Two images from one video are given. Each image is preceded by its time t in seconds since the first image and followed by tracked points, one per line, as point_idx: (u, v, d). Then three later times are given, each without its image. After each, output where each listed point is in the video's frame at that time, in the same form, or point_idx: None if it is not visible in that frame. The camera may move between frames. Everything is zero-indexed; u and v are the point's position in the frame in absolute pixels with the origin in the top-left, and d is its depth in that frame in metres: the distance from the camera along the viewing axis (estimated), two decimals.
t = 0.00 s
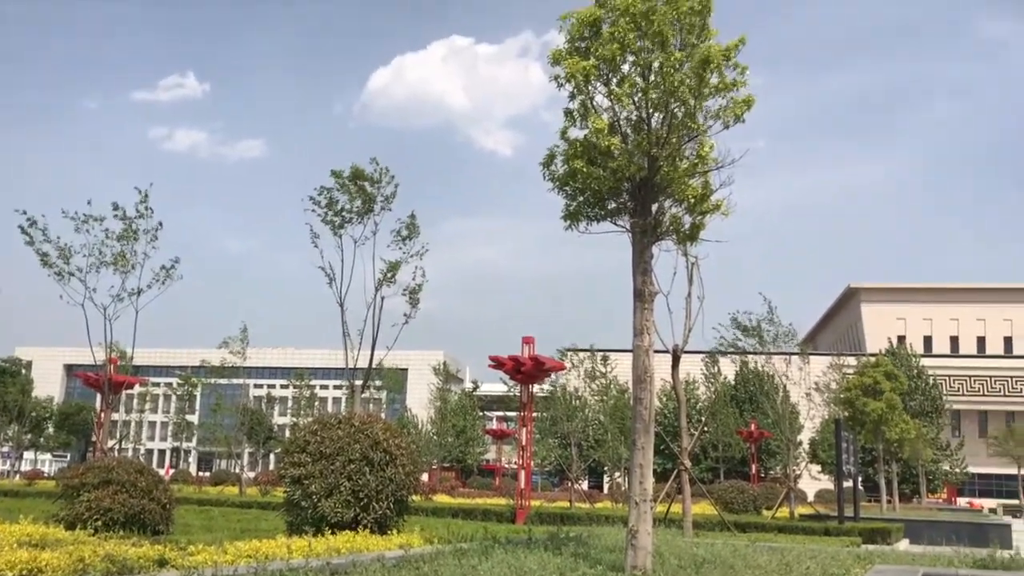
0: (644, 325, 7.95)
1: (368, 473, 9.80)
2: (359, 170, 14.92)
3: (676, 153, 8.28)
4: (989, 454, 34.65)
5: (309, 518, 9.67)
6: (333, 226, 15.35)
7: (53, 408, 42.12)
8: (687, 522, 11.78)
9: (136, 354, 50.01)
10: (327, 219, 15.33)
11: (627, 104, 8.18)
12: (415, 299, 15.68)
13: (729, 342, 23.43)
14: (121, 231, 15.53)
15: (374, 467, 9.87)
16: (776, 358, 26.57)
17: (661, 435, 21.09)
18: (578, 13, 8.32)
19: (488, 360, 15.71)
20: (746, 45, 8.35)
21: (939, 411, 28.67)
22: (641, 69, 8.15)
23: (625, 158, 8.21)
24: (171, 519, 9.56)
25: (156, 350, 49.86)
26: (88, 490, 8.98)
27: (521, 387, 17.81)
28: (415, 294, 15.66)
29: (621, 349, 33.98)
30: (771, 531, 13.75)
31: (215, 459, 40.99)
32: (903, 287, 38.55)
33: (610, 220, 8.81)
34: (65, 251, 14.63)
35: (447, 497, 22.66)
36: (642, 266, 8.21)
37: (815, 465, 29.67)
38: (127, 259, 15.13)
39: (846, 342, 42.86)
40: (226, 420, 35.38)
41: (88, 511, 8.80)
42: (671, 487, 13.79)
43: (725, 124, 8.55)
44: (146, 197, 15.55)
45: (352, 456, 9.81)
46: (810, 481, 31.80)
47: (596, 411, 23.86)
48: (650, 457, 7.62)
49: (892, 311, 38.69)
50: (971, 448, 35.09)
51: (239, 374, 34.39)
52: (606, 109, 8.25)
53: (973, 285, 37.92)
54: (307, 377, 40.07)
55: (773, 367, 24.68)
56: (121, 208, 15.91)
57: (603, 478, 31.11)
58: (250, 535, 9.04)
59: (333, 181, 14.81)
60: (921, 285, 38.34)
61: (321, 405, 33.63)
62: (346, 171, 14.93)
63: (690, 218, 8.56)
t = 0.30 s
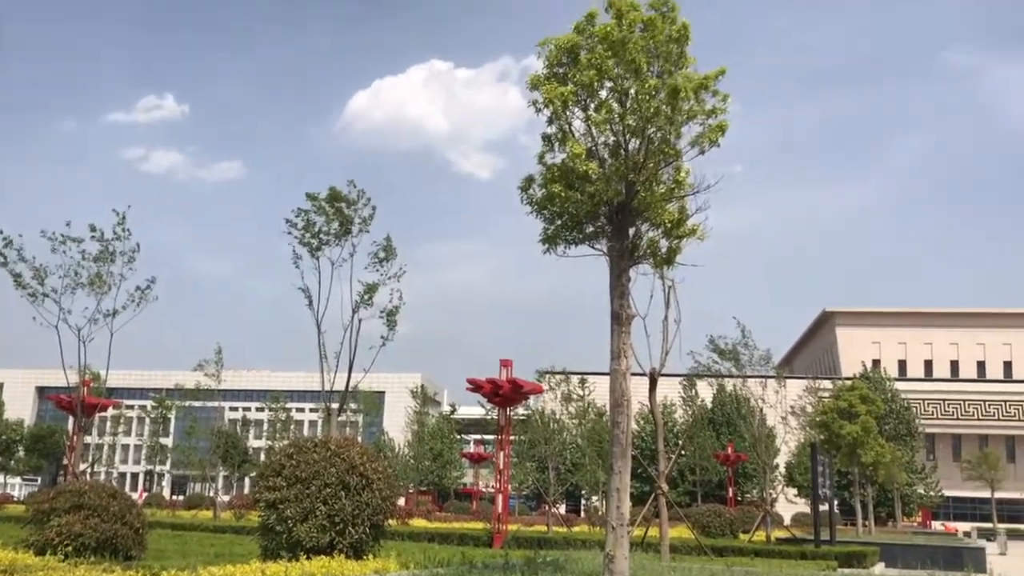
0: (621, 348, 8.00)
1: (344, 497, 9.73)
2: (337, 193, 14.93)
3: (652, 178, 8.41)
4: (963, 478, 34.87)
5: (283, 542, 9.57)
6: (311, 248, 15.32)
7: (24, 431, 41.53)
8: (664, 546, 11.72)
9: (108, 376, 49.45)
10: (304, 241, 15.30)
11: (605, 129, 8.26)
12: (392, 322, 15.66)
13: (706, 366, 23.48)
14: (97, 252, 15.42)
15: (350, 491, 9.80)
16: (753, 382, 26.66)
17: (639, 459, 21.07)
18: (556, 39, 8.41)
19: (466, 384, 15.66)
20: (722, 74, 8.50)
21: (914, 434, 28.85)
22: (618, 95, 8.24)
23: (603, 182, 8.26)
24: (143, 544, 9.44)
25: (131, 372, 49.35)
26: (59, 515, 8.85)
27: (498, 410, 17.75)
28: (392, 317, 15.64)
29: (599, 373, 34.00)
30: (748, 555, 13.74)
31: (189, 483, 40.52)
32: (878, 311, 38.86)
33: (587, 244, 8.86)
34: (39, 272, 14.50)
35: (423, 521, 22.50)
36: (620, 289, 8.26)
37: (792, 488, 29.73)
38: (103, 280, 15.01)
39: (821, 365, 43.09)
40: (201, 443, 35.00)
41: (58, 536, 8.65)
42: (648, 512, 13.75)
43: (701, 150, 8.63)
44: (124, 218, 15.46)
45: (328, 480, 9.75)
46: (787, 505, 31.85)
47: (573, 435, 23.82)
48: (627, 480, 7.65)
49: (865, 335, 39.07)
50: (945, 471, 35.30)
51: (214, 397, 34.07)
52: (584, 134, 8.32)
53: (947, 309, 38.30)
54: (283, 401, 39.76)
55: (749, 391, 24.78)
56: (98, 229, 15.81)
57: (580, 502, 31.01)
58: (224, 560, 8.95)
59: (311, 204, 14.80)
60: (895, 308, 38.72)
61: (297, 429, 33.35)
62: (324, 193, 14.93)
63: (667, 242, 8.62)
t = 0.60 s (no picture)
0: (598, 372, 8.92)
1: (319, 520, 9.64)
2: (314, 214, 14.90)
3: (629, 204, 9.36)
4: (937, 501, 35.04)
5: (258, 566, 9.52)
6: (287, 269, 15.28)
7: None
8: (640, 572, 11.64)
9: (81, 398, 48.82)
10: (280, 262, 15.24)
11: (582, 154, 9.30)
12: (369, 343, 15.63)
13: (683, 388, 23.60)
14: (72, 272, 15.30)
15: (325, 515, 9.69)
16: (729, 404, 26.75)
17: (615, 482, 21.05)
18: (536, 66, 9.46)
19: (443, 406, 15.62)
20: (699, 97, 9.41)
21: (888, 457, 29.00)
22: (596, 120, 9.25)
23: (580, 206, 9.27)
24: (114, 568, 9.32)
25: (104, 394, 48.77)
26: (28, 539, 8.71)
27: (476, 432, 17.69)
28: (368, 340, 15.60)
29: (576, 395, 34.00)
30: None
31: (161, 507, 39.94)
32: (853, 335, 39.17)
33: (564, 265, 9.79)
34: (12, 293, 14.35)
35: (399, 545, 22.34)
36: (597, 311, 9.39)
37: (768, 511, 29.72)
38: (77, 301, 14.87)
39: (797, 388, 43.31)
40: (174, 466, 34.59)
41: (27, 560, 8.52)
42: (625, 535, 13.68)
43: (679, 175, 8.70)
44: (99, 238, 15.38)
45: (303, 503, 9.65)
46: (763, 528, 31.87)
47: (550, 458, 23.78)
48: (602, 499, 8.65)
49: (841, 357, 39.25)
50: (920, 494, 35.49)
51: (188, 420, 33.71)
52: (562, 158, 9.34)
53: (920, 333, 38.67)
54: (258, 423, 39.37)
55: (725, 412, 24.88)
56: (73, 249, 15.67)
57: (557, 525, 30.86)
58: None
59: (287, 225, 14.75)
60: (869, 331, 39.04)
61: (272, 452, 33.01)
62: (300, 214, 14.90)
63: (642, 265, 9.48)
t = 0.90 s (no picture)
0: (574, 391, 9.23)
1: (292, 540, 9.54)
2: (289, 231, 14.85)
3: (605, 222, 9.42)
4: (911, 520, 35.22)
5: None
6: (262, 285, 15.19)
7: None
8: None
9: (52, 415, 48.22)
10: (255, 278, 15.16)
11: (558, 172, 9.37)
12: (343, 360, 15.57)
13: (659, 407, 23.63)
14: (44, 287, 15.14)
15: (298, 534, 9.60)
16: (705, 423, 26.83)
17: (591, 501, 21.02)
18: (512, 85, 9.53)
19: (419, 424, 15.56)
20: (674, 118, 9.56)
21: (862, 476, 29.18)
22: (572, 138, 9.37)
23: (556, 225, 9.31)
24: None
25: (75, 410, 48.15)
26: None
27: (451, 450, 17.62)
28: (344, 357, 15.53)
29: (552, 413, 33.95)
30: None
31: (132, 525, 39.43)
32: (828, 354, 39.36)
33: (541, 283, 9.81)
34: None
35: (373, 564, 22.14)
36: (573, 331, 9.47)
37: (744, 530, 29.75)
38: (49, 316, 14.72)
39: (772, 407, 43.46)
40: (145, 484, 34.18)
41: None
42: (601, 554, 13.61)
43: (655, 194, 8.76)
44: (73, 255, 15.25)
45: (276, 522, 9.56)
46: (739, 546, 31.89)
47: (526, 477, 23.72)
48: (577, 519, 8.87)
49: (816, 376, 39.44)
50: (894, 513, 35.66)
51: (160, 437, 33.36)
52: (538, 177, 9.41)
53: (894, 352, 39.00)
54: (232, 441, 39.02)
55: (701, 431, 24.91)
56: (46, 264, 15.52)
57: (533, 544, 30.73)
58: None
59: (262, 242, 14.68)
60: (843, 351, 39.29)
61: (245, 470, 32.70)
62: (276, 231, 14.84)
63: (619, 284, 9.51)
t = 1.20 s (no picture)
0: (551, 403, 9.24)
1: (266, 553, 9.46)
2: (265, 242, 14.78)
3: (583, 235, 9.46)
4: (885, 533, 35.44)
5: None
6: (237, 296, 15.09)
7: None
8: None
9: (23, 426, 47.60)
10: (230, 289, 15.06)
11: (537, 184, 9.40)
12: (318, 371, 15.49)
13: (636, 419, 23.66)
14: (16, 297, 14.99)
15: (272, 547, 9.51)
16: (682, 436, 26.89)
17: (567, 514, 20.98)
18: (491, 97, 9.56)
19: (395, 436, 15.49)
20: (654, 133, 9.63)
21: (837, 489, 29.36)
22: (551, 151, 9.40)
23: (535, 237, 9.34)
24: None
25: (46, 421, 47.57)
26: None
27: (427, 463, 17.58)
28: (319, 369, 15.46)
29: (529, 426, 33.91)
30: None
31: (103, 538, 38.94)
32: (803, 367, 39.58)
33: (519, 296, 9.82)
34: None
35: None
36: (550, 343, 9.49)
37: (720, 543, 29.80)
38: (20, 325, 14.55)
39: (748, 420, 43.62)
40: (117, 495, 33.78)
41: None
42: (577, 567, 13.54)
43: (633, 207, 8.80)
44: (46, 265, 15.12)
45: (250, 534, 9.48)
46: (715, 559, 31.92)
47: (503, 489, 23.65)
48: (553, 533, 8.88)
49: (791, 390, 39.64)
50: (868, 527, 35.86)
51: (133, 449, 33.00)
52: (517, 189, 9.43)
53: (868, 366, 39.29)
54: (206, 452, 38.64)
55: (678, 443, 24.96)
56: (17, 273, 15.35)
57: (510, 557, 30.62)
58: None
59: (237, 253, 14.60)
60: (818, 365, 39.53)
61: (219, 481, 32.37)
62: (251, 242, 14.78)
63: (596, 296, 9.53)
